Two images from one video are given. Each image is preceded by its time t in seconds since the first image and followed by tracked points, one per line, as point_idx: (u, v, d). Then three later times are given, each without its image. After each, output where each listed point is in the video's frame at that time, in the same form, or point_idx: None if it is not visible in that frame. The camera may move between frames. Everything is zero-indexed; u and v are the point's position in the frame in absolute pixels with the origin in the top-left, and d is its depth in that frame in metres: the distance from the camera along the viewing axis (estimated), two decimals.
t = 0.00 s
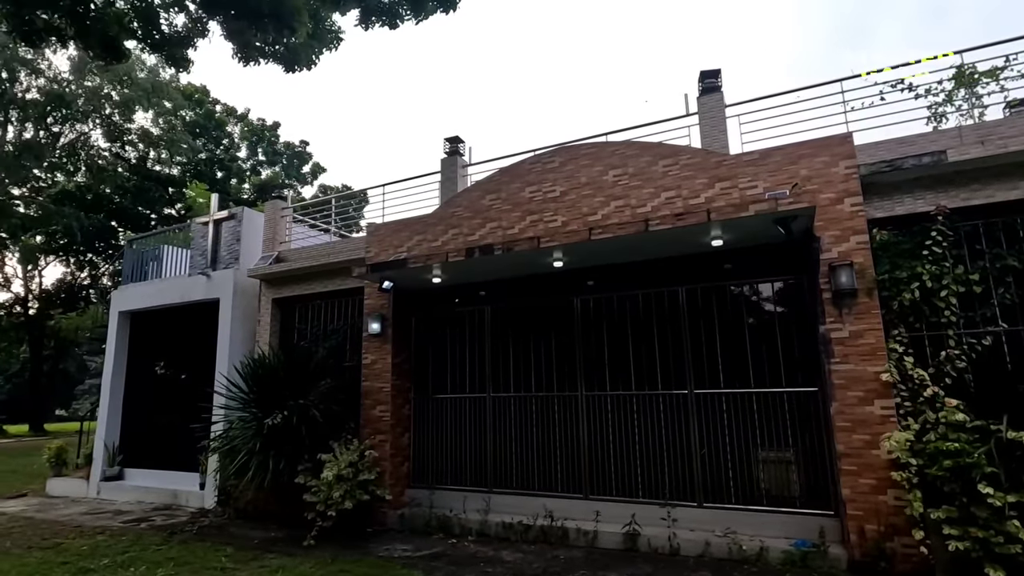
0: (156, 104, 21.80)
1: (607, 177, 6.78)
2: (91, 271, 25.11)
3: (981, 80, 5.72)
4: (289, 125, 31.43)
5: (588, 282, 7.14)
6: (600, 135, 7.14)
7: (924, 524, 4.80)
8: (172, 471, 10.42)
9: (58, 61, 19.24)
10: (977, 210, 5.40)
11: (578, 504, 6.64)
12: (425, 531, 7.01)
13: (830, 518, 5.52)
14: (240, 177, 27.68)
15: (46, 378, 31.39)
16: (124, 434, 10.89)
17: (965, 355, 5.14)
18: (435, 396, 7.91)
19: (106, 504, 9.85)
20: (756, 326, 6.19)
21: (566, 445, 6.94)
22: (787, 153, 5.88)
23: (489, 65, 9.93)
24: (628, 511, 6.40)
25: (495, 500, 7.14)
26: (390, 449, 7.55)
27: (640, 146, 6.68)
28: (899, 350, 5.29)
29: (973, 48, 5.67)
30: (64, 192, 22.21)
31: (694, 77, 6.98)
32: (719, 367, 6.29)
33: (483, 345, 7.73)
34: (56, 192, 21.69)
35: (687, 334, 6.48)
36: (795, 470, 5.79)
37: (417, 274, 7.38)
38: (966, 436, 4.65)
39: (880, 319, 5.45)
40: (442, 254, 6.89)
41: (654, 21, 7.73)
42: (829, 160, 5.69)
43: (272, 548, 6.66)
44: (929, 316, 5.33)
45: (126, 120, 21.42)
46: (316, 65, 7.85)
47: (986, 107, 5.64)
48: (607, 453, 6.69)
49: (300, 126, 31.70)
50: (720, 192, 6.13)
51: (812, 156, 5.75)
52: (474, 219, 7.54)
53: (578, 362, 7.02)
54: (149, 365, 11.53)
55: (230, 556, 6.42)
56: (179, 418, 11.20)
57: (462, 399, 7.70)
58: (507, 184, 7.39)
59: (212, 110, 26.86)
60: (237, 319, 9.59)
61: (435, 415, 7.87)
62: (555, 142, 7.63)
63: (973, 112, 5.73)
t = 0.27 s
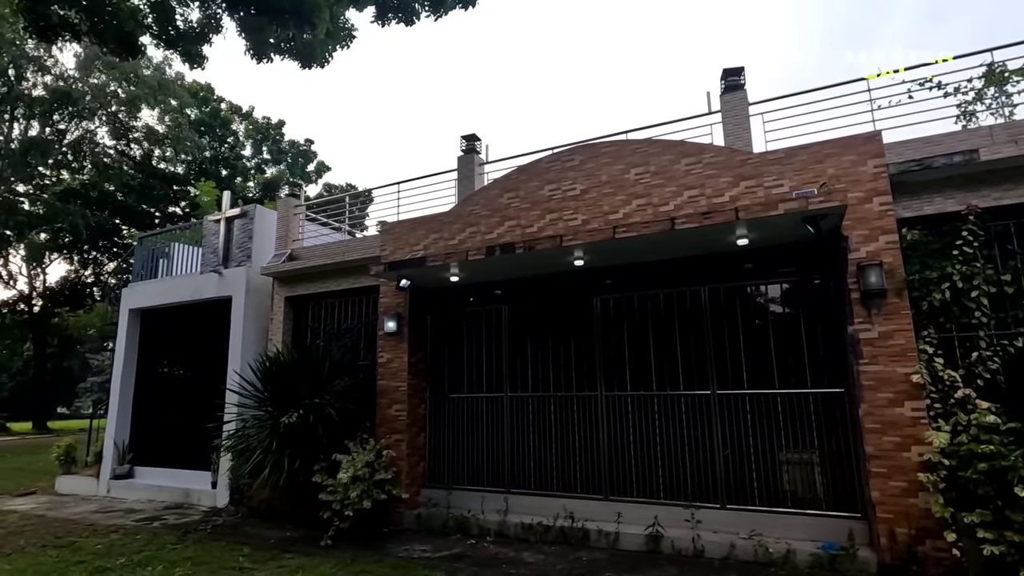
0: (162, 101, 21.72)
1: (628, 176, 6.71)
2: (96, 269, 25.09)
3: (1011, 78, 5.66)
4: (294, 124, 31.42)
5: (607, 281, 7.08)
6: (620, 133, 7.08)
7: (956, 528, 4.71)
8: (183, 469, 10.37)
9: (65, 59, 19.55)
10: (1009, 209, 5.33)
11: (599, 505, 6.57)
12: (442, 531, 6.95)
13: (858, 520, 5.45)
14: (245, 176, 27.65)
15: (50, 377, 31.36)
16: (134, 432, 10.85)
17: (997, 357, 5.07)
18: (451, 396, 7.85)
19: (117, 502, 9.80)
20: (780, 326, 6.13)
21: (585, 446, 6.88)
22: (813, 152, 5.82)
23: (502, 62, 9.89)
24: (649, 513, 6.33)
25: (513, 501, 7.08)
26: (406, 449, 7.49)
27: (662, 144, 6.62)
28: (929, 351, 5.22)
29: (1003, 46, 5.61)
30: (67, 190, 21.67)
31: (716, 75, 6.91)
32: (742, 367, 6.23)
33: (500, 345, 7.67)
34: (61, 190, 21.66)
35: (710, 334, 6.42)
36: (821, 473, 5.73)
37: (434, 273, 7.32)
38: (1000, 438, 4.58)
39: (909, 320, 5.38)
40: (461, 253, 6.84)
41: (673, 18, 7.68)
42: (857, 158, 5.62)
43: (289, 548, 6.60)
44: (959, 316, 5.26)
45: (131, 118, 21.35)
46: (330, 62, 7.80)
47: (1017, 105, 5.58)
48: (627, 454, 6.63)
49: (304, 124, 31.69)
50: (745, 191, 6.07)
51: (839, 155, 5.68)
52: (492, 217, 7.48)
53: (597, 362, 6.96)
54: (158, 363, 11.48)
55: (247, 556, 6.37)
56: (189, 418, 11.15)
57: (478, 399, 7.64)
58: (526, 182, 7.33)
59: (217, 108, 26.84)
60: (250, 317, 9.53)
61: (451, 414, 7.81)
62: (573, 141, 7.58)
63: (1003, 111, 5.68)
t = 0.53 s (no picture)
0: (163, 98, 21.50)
1: (645, 170, 6.62)
2: (94, 267, 24.87)
3: None
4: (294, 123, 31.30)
5: (623, 278, 6.98)
6: (636, 128, 6.98)
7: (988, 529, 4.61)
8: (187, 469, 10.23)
9: (65, 55, 19.25)
10: None
11: (616, 506, 6.46)
12: (455, 532, 6.84)
13: (884, 521, 5.35)
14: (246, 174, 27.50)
15: (46, 377, 31.12)
16: (137, 431, 10.70)
17: None
18: (462, 394, 7.74)
19: (120, 502, 9.65)
20: (801, 324, 6.03)
21: (601, 445, 6.77)
22: (837, 146, 5.72)
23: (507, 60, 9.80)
24: (668, 513, 6.22)
25: (527, 501, 6.97)
26: (417, 448, 7.37)
27: (680, 138, 6.52)
28: (957, 349, 5.13)
29: None
30: (68, 187, 21.72)
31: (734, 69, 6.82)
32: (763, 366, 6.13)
33: (512, 343, 7.56)
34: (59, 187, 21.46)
35: (729, 331, 6.32)
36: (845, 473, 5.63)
37: (447, 269, 7.22)
38: None
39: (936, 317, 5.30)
40: (475, 248, 6.73)
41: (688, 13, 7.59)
42: (881, 152, 5.53)
43: (299, 549, 6.48)
44: (987, 313, 5.17)
45: (131, 116, 21.12)
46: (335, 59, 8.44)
47: None
48: (644, 453, 6.52)
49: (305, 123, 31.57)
50: (766, 186, 5.97)
51: (863, 149, 5.59)
52: (505, 213, 7.38)
53: (613, 360, 6.85)
54: (161, 361, 11.32)
55: (258, 556, 6.25)
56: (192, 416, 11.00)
57: (490, 397, 7.53)
58: (540, 177, 7.23)
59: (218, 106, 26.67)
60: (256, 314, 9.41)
61: (462, 413, 7.70)
62: (588, 136, 7.47)
63: None
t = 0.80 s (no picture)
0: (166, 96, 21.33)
1: (666, 170, 6.52)
2: (94, 266, 24.68)
3: None
4: (296, 121, 31.15)
5: (641, 279, 6.89)
6: (656, 127, 6.89)
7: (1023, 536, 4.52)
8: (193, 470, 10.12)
9: (66, 52, 19.04)
10: None
11: (635, 510, 6.37)
12: (471, 536, 6.75)
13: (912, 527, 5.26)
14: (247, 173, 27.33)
15: (45, 377, 30.94)
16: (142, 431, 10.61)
17: None
18: (476, 396, 7.64)
19: (126, 504, 9.52)
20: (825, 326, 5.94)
21: (620, 449, 6.67)
22: (863, 146, 5.64)
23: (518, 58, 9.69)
24: (690, 518, 6.12)
25: (543, 504, 6.87)
26: (432, 451, 7.27)
27: (702, 137, 6.42)
28: (988, 353, 5.05)
29: None
30: (68, 185, 21.47)
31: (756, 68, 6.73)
32: (787, 369, 6.04)
33: (528, 345, 7.46)
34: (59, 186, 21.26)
35: (751, 333, 6.23)
36: (872, 477, 5.54)
37: (463, 269, 7.11)
38: None
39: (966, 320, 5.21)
40: (493, 249, 6.62)
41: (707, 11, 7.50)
42: (910, 152, 5.44)
43: (314, 553, 6.37)
44: (1019, 316, 5.09)
45: (132, 114, 20.92)
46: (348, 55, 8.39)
47: None
48: (664, 457, 6.42)
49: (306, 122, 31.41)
50: (791, 186, 5.88)
51: (891, 149, 5.51)
52: (521, 212, 7.28)
53: (631, 362, 6.76)
54: (166, 362, 11.19)
55: (272, 561, 6.14)
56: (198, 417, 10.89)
57: (506, 399, 7.43)
58: (557, 176, 7.13)
59: (220, 104, 26.48)
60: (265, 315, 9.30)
61: (476, 415, 7.60)
62: (605, 135, 7.38)
63: None
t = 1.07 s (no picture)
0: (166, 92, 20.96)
1: (683, 167, 6.49)
2: (93, 263, 24.50)
3: None
4: (297, 119, 31.04)
5: (656, 276, 6.86)
6: (672, 124, 6.86)
7: None
8: (199, 468, 10.03)
9: (67, 49, 18.95)
10: None
11: (651, 510, 6.33)
12: (485, 535, 6.69)
13: (934, 527, 5.23)
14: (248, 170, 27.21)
15: (44, 375, 30.73)
16: (147, 429, 10.48)
17: None
18: (488, 395, 7.59)
19: (132, 502, 9.43)
20: (844, 325, 5.92)
21: (635, 447, 6.64)
22: (885, 144, 5.61)
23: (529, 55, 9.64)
24: (707, 518, 6.08)
25: (558, 504, 6.83)
26: (444, 449, 7.21)
27: (719, 135, 6.39)
28: (1012, 351, 5.02)
29: None
30: (67, 183, 20.91)
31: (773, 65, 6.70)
32: (805, 368, 6.01)
33: (541, 343, 7.42)
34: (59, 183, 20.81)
35: (769, 331, 6.20)
36: (892, 476, 5.51)
37: (477, 267, 7.07)
38: None
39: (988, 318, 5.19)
40: (508, 246, 6.58)
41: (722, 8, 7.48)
42: (932, 150, 5.42)
43: (328, 552, 6.32)
44: None
45: (132, 112, 20.79)
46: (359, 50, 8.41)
47: None
48: (680, 456, 6.38)
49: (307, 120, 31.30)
50: (810, 184, 5.85)
51: (912, 147, 5.48)
52: (536, 209, 7.24)
53: (647, 361, 6.72)
54: (172, 359, 11.13)
55: (286, 560, 6.07)
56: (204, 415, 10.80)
57: (519, 398, 7.39)
58: (572, 173, 7.10)
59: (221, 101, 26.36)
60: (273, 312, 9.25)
61: (489, 413, 7.55)
62: (621, 132, 7.35)
63: None
